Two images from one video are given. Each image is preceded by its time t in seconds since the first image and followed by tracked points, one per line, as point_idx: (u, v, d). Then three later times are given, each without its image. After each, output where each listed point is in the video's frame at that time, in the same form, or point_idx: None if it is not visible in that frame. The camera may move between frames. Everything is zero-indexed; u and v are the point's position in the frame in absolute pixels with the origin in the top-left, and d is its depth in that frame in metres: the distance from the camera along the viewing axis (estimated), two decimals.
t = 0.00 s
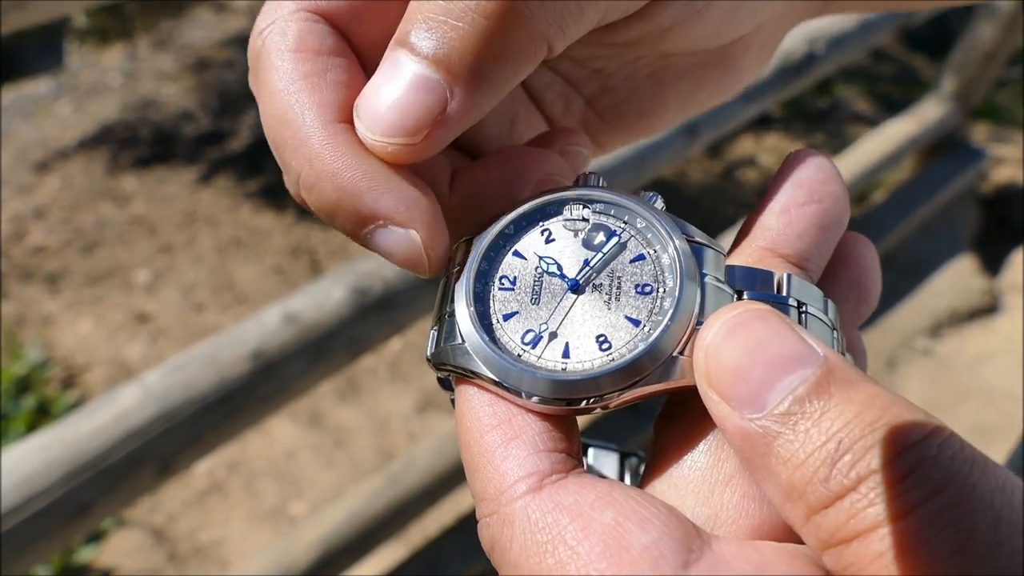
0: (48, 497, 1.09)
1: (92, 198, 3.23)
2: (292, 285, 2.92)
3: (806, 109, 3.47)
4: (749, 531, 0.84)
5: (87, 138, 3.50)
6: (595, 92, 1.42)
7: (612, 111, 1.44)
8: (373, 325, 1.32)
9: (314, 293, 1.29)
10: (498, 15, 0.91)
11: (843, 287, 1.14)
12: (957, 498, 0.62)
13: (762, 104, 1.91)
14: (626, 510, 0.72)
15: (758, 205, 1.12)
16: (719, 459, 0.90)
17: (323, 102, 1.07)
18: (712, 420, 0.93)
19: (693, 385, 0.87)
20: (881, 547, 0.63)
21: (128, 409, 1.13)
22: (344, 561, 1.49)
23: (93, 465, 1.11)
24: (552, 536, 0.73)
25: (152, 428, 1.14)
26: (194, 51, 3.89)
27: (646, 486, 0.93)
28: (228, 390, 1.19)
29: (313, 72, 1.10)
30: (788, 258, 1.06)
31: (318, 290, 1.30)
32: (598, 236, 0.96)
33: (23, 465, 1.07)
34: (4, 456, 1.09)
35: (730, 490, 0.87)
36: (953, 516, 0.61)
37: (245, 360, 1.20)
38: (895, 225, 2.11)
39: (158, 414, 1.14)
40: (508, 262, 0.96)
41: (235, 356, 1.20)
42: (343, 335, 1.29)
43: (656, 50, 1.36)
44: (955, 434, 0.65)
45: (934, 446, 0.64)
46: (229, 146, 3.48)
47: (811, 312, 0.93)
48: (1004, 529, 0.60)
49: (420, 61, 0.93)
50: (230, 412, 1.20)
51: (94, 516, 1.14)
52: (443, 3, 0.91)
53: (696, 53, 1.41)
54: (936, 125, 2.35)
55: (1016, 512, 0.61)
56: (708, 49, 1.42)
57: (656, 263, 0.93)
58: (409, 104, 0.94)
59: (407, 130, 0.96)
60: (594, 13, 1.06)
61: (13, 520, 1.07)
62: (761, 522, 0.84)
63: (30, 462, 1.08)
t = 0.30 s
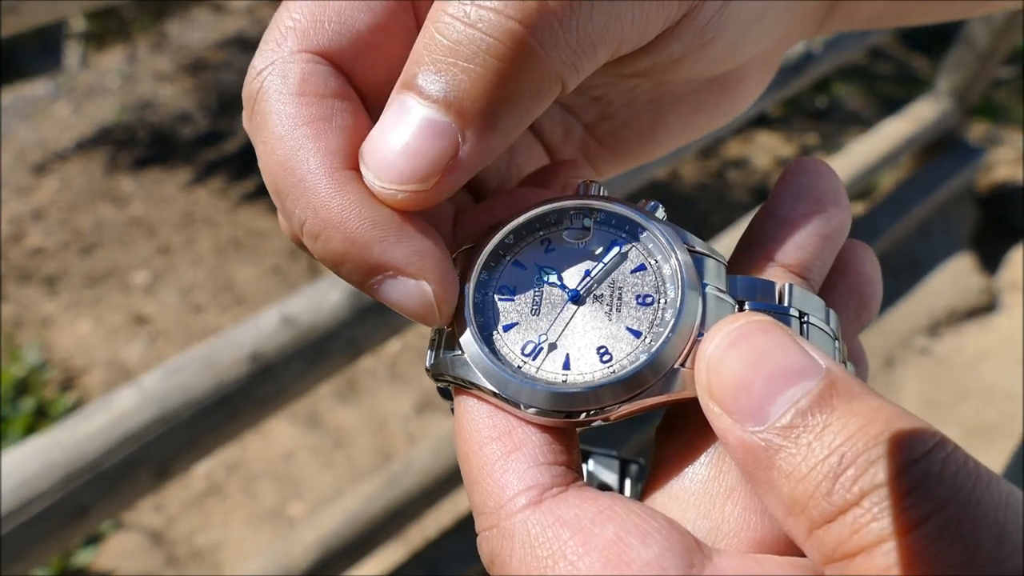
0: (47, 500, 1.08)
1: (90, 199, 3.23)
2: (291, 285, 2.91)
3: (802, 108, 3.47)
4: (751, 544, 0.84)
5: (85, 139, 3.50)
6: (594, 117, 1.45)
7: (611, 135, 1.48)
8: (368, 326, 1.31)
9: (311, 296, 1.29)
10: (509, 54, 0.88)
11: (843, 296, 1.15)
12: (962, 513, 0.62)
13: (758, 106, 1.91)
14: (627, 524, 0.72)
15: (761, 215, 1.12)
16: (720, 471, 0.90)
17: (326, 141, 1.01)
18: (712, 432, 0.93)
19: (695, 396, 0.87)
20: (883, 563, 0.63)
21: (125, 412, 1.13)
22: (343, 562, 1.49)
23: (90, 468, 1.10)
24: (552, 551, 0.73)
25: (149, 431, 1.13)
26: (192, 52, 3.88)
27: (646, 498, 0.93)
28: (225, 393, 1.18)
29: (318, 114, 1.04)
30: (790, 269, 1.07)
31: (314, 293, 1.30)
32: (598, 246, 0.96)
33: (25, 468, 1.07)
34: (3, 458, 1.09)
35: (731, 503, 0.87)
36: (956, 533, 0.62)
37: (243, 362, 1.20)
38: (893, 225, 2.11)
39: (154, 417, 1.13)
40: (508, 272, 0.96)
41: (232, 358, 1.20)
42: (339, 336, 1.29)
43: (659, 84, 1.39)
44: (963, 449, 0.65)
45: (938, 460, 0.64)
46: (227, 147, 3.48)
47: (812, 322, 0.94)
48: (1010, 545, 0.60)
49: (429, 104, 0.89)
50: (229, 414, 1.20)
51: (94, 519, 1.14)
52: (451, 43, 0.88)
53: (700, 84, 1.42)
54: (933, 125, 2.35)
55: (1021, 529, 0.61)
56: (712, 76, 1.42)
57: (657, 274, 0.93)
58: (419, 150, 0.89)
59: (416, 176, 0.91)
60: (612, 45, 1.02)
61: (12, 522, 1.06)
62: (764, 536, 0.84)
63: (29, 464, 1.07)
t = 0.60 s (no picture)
0: (45, 501, 1.08)
1: (88, 201, 3.24)
2: (289, 286, 2.91)
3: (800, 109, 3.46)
4: (731, 559, 0.85)
5: (83, 141, 3.51)
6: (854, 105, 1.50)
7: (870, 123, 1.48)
8: (363, 328, 1.28)
9: (309, 296, 1.26)
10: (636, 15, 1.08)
11: (826, 307, 1.15)
12: (935, 528, 0.62)
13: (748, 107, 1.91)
14: (606, 542, 0.72)
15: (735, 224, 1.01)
16: (699, 486, 0.90)
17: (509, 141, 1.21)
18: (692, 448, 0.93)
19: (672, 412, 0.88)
20: None
21: (122, 413, 1.12)
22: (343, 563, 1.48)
23: (88, 469, 1.10)
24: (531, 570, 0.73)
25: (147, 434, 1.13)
26: (189, 53, 3.89)
27: (626, 516, 0.93)
28: (223, 393, 1.18)
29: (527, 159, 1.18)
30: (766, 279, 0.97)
31: (313, 293, 1.26)
32: (577, 262, 0.96)
33: (24, 468, 1.06)
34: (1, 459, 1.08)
35: (711, 518, 0.88)
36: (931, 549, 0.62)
37: (240, 363, 1.18)
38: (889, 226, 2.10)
39: (153, 419, 1.13)
40: (487, 287, 0.96)
41: (230, 360, 1.18)
42: (337, 337, 1.26)
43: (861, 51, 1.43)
44: (937, 463, 0.66)
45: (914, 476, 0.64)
46: (224, 148, 3.49)
47: (791, 335, 0.93)
48: (983, 559, 0.61)
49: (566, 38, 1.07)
50: (226, 416, 1.20)
51: (91, 520, 1.14)
52: None
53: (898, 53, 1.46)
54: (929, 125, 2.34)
55: (996, 543, 0.61)
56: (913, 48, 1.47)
57: (635, 289, 0.94)
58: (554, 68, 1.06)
59: (535, 108, 1.07)
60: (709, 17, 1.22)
61: (11, 523, 1.07)
62: (743, 549, 0.85)
63: (28, 466, 1.07)
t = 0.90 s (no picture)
0: (45, 499, 1.05)
1: (88, 200, 3.24)
2: (288, 286, 2.90)
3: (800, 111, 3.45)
4: (742, 551, 0.84)
5: (83, 140, 3.51)
6: (897, 111, 1.53)
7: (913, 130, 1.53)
8: (361, 329, 1.19)
9: (308, 296, 1.18)
10: (781, 48, 0.94)
11: (841, 309, 1.15)
12: (943, 520, 0.62)
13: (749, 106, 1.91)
14: (619, 531, 0.72)
15: (768, 229, 1.11)
16: (711, 479, 0.90)
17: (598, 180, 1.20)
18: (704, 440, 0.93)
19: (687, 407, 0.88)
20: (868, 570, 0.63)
21: (120, 413, 1.08)
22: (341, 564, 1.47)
23: (84, 469, 1.06)
24: (548, 555, 0.73)
25: (143, 435, 1.09)
26: (189, 53, 3.89)
27: (638, 506, 0.93)
28: (220, 394, 1.12)
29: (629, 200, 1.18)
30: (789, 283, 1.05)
31: (310, 293, 1.18)
32: (596, 258, 0.96)
33: (21, 467, 1.03)
34: None
35: (722, 511, 0.88)
36: (937, 540, 0.61)
37: (238, 363, 1.12)
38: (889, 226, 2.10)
39: (149, 419, 1.09)
40: (507, 281, 0.96)
41: (229, 360, 1.13)
42: (336, 338, 1.18)
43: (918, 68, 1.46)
44: (944, 457, 0.65)
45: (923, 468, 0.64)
46: (223, 147, 3.49)
47: (805, 334, 0.94)
48: (990, 551, 0.60)
49: (698, 95, 0.93)
50: (224, 415, 1.14)
51: (88, 519, 1.11)
52: (719, 38, 0.94)
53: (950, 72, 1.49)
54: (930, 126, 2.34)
55: (1001, 536, 0.61)
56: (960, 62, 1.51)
57: (652, 286, 0.93)
58: (684, 132, 0.93)
59: (682, 162, 0.93)
60: (861, 42, 1.08)
61: (8, 523, 1.04)
62: (754, 542, 0.84)
63: (25, 466, 1.03)
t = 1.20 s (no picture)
0: (40, 501, 1.05)
1: (88, 199, 3.24)
2: (287, 286, 2.90)
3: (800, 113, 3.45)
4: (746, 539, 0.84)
5: (82, 139, 3.51)
6: (883, 110, 1.56)
7: (899, 129, 1.56)
8: (360, 329, 1.19)
9: (306, 296, 1.18)
10: (786, 74, 0.93)
11: (844, 302, 1.15)
12: (944, 506, 0.62)
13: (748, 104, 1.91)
14: (624, 517, 0.72)
15: (771, 222, 1.12)
16: (715, 467, 0.90)
17: (595, 167, 1.20)
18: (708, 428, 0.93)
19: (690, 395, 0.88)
20: (872, 555, 0.63)
21: (119, 412, 1.08)
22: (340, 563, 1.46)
23: (83, 469, 1.06)
24: (553, 541, 0.73)
25: (141, 435, 1.09)
26: (189, 52, 3.89)
27: (642, 493, 0.93)
28: (219, 393, 1.12)
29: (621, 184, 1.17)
30: (791, 273, 1.06)
31: (310, 292, 1.18)
32: (599, 248, 0.96)
33: (21, 466, 1.03)
34: None
35: (726, 499, 0.88)
36: (939, 525, 0.61)
37: (237, 362, 1.12)
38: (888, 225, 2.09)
39: (148, 418, 1.08)
40: (511, 272, 0.96)
41: (227, 359, 1.12)
42: (334, 338, 1.18)
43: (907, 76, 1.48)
44: (946, 445, 0.65)
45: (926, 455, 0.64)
46: (223, 148, 3.49)
47: (807, 324, 0.94)
48: (991, 537, 0.60)
49: (701, 118, 0.92)
50: (220, 417, 1.13)
51: (87, 519, 1.10)
52: (724, 61, 0.92)
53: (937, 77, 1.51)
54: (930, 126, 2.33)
55: (1004, 521, 0.61)
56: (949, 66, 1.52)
57: (655, 276, 0.93)
58: (687, 157, 0.92)
59: (682, 185, 0.93)
60: (868, 64, 1.06)
61: (7, 523, 1.04)
62: (757, 530, 0.85)
63: (25, 465, 1.04)
